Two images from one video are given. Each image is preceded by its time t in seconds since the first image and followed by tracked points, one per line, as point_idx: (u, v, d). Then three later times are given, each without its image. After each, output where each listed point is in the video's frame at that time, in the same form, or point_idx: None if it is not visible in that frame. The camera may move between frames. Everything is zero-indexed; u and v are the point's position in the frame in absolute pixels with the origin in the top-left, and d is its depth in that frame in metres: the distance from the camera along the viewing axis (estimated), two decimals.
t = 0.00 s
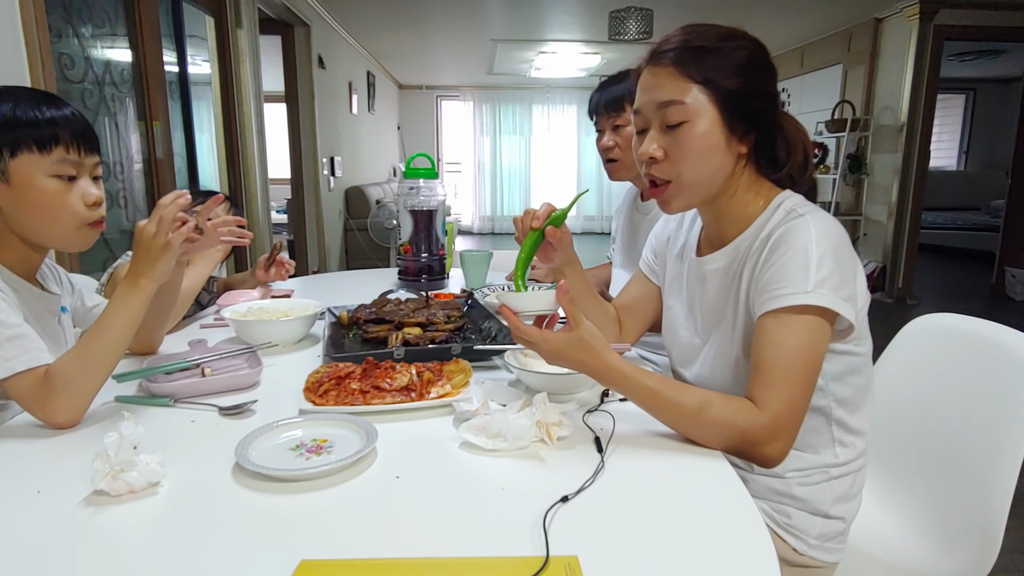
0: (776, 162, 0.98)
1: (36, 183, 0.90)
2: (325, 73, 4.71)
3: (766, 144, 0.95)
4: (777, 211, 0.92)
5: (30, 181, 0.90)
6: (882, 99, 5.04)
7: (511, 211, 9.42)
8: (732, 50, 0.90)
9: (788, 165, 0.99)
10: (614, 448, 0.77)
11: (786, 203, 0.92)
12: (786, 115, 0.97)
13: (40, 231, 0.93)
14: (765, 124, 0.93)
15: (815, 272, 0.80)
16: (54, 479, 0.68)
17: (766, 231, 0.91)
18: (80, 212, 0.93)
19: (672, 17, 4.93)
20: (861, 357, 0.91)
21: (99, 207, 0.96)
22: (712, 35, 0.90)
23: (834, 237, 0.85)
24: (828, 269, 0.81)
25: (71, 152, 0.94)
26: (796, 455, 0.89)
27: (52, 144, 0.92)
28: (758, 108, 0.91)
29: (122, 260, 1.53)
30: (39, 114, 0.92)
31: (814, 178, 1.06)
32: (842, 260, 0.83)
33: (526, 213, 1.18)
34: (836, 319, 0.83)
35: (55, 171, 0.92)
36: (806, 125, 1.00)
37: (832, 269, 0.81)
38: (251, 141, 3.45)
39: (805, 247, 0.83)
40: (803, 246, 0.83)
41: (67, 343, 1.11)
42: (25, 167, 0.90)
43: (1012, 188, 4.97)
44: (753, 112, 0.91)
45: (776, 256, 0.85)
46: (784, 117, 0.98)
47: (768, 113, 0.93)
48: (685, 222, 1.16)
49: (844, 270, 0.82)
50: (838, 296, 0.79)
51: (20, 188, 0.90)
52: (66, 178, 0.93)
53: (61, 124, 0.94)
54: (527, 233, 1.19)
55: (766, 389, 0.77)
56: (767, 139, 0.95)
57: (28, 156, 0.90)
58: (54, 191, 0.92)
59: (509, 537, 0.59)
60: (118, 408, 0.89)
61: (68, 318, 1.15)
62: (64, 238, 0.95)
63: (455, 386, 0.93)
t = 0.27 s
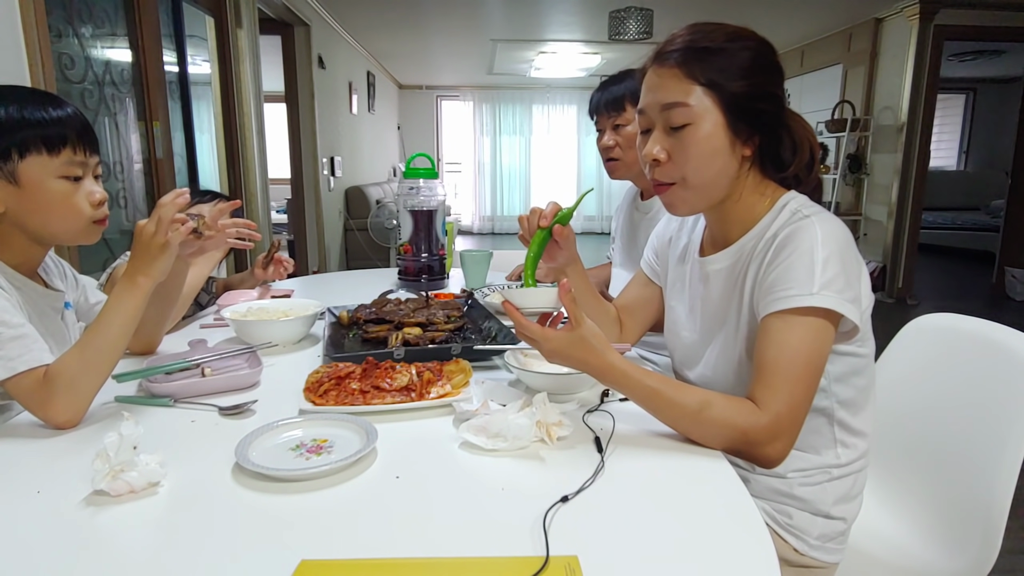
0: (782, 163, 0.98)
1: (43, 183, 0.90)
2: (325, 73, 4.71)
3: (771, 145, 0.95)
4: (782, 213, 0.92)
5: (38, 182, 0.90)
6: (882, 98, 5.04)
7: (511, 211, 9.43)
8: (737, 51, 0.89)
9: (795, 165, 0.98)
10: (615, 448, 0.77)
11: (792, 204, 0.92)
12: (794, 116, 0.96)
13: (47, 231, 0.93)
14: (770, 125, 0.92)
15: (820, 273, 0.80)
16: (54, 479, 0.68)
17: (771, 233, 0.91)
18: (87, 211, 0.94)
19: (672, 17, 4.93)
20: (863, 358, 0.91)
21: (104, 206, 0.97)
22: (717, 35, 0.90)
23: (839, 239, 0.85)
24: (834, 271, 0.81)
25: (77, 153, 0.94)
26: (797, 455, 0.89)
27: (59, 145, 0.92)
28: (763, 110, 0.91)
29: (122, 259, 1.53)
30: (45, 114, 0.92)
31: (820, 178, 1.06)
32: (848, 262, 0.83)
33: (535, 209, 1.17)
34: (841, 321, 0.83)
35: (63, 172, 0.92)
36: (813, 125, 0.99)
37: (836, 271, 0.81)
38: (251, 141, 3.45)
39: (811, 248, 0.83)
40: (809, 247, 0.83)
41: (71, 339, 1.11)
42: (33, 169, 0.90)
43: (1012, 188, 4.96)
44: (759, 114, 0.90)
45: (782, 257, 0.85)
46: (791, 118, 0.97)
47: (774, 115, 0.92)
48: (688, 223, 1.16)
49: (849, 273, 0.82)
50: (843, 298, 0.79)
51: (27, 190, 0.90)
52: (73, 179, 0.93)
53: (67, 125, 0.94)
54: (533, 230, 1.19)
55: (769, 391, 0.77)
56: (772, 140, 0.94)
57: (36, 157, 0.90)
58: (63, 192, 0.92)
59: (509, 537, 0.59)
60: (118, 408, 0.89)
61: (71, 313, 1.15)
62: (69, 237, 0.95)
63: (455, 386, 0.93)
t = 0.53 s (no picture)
0: (783, 164, 0.98)
1: (43, 182, 0.90)
2: (325, 73, 4.71)
3: (772, 145, 0.95)
4: (782, 213, 0.92)
5: (39, 182, 0.90)
6: (882, 98, 5.04)
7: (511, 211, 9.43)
8: (740, 51, 0.89)
9: (796, 166, 0.99)
10: (615, 448, 0.77)
11: (792, 204, 0.92)
12: (796, 116, 0.96)
13: (48, 230, 0.93)
14: (772, 126, 0.92)
15: (821, 273, 0.80)
16: (54, 478, 0.68)
17: (771, 233, 0.91)
18: (87, 209, 0.94)
19: (672, 17, 4.93)
20: (863, 358, 0.91)
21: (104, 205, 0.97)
22: (719, 35, 0.90)
23: (839, 239, 0.85)
24: (834, 271, 0.81)
25: (74, 151, 0.95)
26: (798, 455, 0.89)
27: (56, 143, 0.93)
28: (765, 111, 0.91)
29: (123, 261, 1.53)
30: (41, 114, 0.92)
31: (822, 179, 1.06)
32: (849, 262, 0.83)
33: (526, 221, 1.18)
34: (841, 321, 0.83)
35: (62, 170, 0.92)
36: (815, 127, 0.99)
37: (837, 271, 0.81)
38: (251, 141, 3.45)
39: (812, 249, 0.83)
40: (810, 247, 0.83)
41: (71, 338, 1.11)
42: (32, 167, 0.90)
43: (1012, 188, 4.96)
44: (760, 114, 0.90)
45: (782, 257, 0.85)
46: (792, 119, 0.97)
47: (776, 115, 0.92)
48: (688, 223, 1.16)
49: (850, 273, 0.82)
50: (843, 298, 0.79)
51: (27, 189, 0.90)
52: (72, 177, 0.93)
53: (63, 124, 0.94)
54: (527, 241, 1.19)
55: (770, 391, 0.77)
56: (774, 141, 0.94)
57: (33, 156, 0.90)
58: (62, 189, 0.92)
59: (510, 537, 0.59)
60: (118, 408, 0.89)
61: (73, 313, 1.15)
62: (71, 237, 0.95)
63: (455, 386, 0.93)
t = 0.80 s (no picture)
0: (783, 162, 0.98)
1: (37, 182, 0.90)
2: (325, 73, 4.71)
3: (772, 144, 0.95)
4: (781, 212, 0.92)
5: (31, 181, 0.90)
6: (882, 98, 5.04)
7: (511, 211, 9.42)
8: (739, 50, 0.89)
9: (795, 165, 0.99)
10: (615, 448, 0.77)
11: (791, 204, 0.92)
12: (795, 114, 0.96)
13: (39, 230, 0.93)
14: (771, 124, 0.92)
15: (820, 273, 0.80)
16: (54, 478, 0.68)
17: (770, 233, 0.91)
18: (80, 208, 0.94)
19: (672, 17, 4.93)
20: (863, 357, 0.91)
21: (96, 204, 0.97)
22: (719, 34, 0.90)
23: (838, 238, 0.85)
24: (833, 271, 0.81)
25: (67, 151, 0.95)
26: (797, 454, 0.89)
27: (49, 143, 0.92)
28: (765, 109, 0.91)
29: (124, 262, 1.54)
30: (34, 114, 0.92)
31: (821, 178, 1.06)
32: (847, 262, 0.83)
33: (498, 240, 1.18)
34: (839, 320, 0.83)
35: (54, 169, 0.92)
36: (814, 126, 0.99)
37: (836, 270, 0.81)
38: (251, 141, 3.45)
39: (810, 248, 0.83)
40: (809, 247, 0.83)
41: (69, 340, 1.11)
42: (25, 168, 0.89)
43: (1012, 188, 4.96)
44: (760, 113, 0.90)
45: (781, 256, 0.85)
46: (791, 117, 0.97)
47: (775, 114, 0.92)
48: (688, 223, 1.16)
49: (849, 272, 0.82)
50: (843, 297, 0.79)
51: (19, 188, 0.90)
52: (65, 177, 0.93)
53: (55, 124, 0.94)
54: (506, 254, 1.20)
55: (769, 390, 0.77)
56: (773, 140, 0.94)
57: (26, 155, 0.90)
58: (55, 190, 0.92)
59: (509, 537, 0.59)
60: (118, 408, 0.89)
61: (71, 313, 1.15)
62: (64, 236, 0.95)
63: (455, 386, 0.93)
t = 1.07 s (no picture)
0: (783, 162, 0.98)
1: (31, 184, 0.90)
2: (325, 73, 4.71)
3: (772, 144, 0.95)
4: (781, 212, 0.92)
5: (26, 182, 0.90)
6: (882, 98, 5.04)
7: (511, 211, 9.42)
8: (739, 50, 0.89)
9: (795, 164, 0.99)
10: (615, 448, 0.77)
11: (791, 203, 0.92)
12: (793, 114, 0.96)
13: (34, 231, 0.93)
14: (771, 125, 0.92)
15: (819, 273, 0.80)
16: (54, 479, 0.68)
17: (769, 233, 0.91)
18: (75, 210, 0.94)
19: (672, 17, 4.93)
20: (862, 357, 0.91)
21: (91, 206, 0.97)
22: (718, 35, 0.90)
23: (837, 238, 0.85)
24: (833, 270, 0.81)
25: (62, 153, 0.95)
26: (797, 454, 0.89)
27: (45, 145, 0.92)
28: (764, 109, 0.91)
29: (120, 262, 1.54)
30: (29, 114, 0.92)
31: (820, 178, 1.06)
32: (847, 262, 0.83)
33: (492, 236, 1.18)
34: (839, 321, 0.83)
35: (50, 172, 0.92)
36: (814, 125, 0.99)
37: (836, 270, 0.81)
38: (251, 141, 3.45)
39: (809, 248, 0.83)
40: (808, 247, 0.83)
41: (67, 341, 1.11)
42: (21, 170, 0.89)
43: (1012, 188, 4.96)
44: (760, 113, 0.90)
45: (780, 256, 0.85)
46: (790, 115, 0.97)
47: (774, 115, 0.92)
48: (687, 223, 1.16)
49: (849, 272, 0.82)
50: (842, 297, 0.79)
51: (13, 189, 0.89)
52: (60, 178, 0.93)
53: (50, 125, 0.94)
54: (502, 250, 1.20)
55: (768, 390, 0.77)
56: (773, 139, 0.94)
57: (20, 156, 0.89)
58: (50, 192, 0.91)
59: (509, 537, 0.59)
60: (118, 409, 0.89)
61: (69, 314, 1.16)
62: (58, 237, 0.95)
63: (455, 386, 0.93)
